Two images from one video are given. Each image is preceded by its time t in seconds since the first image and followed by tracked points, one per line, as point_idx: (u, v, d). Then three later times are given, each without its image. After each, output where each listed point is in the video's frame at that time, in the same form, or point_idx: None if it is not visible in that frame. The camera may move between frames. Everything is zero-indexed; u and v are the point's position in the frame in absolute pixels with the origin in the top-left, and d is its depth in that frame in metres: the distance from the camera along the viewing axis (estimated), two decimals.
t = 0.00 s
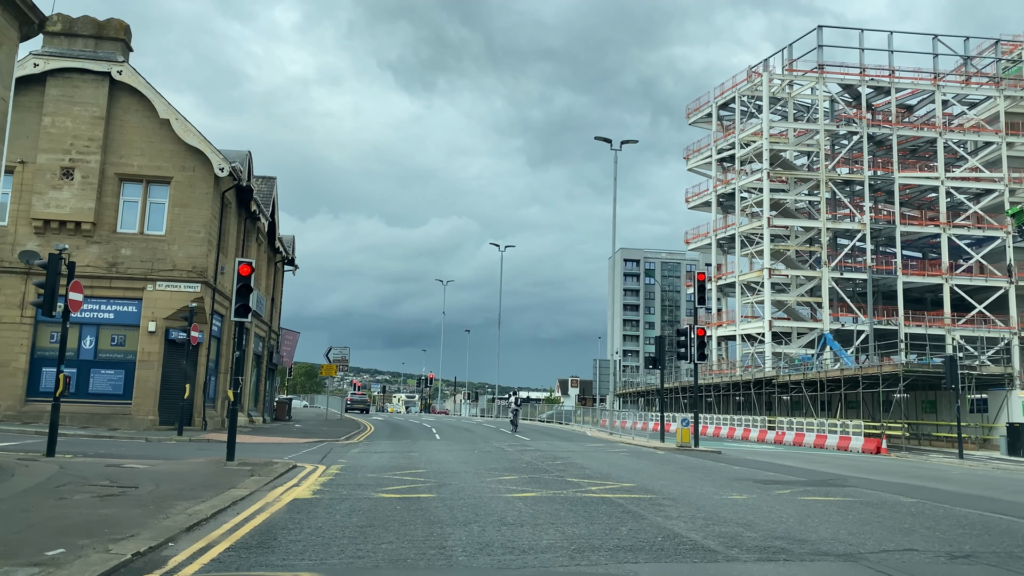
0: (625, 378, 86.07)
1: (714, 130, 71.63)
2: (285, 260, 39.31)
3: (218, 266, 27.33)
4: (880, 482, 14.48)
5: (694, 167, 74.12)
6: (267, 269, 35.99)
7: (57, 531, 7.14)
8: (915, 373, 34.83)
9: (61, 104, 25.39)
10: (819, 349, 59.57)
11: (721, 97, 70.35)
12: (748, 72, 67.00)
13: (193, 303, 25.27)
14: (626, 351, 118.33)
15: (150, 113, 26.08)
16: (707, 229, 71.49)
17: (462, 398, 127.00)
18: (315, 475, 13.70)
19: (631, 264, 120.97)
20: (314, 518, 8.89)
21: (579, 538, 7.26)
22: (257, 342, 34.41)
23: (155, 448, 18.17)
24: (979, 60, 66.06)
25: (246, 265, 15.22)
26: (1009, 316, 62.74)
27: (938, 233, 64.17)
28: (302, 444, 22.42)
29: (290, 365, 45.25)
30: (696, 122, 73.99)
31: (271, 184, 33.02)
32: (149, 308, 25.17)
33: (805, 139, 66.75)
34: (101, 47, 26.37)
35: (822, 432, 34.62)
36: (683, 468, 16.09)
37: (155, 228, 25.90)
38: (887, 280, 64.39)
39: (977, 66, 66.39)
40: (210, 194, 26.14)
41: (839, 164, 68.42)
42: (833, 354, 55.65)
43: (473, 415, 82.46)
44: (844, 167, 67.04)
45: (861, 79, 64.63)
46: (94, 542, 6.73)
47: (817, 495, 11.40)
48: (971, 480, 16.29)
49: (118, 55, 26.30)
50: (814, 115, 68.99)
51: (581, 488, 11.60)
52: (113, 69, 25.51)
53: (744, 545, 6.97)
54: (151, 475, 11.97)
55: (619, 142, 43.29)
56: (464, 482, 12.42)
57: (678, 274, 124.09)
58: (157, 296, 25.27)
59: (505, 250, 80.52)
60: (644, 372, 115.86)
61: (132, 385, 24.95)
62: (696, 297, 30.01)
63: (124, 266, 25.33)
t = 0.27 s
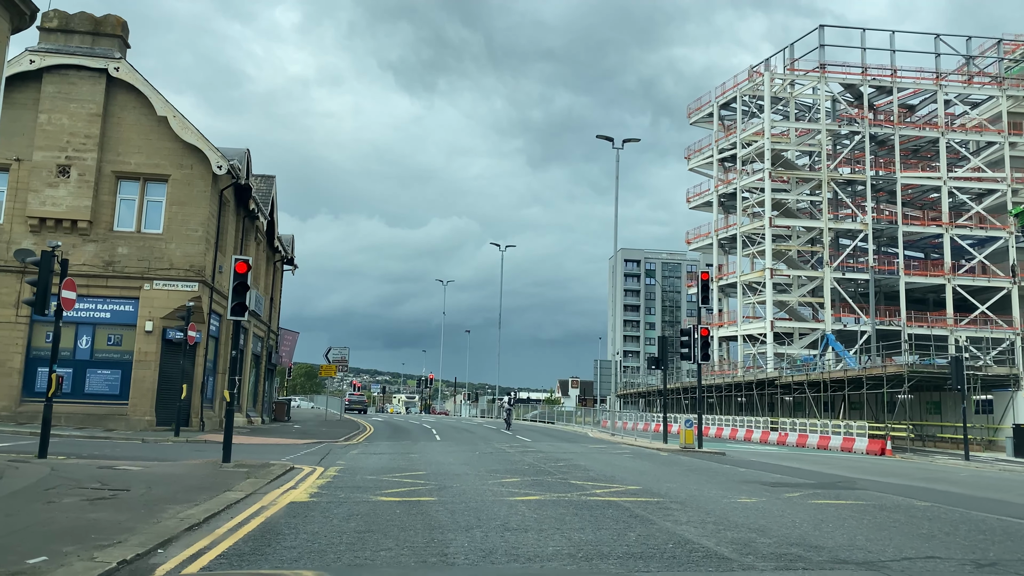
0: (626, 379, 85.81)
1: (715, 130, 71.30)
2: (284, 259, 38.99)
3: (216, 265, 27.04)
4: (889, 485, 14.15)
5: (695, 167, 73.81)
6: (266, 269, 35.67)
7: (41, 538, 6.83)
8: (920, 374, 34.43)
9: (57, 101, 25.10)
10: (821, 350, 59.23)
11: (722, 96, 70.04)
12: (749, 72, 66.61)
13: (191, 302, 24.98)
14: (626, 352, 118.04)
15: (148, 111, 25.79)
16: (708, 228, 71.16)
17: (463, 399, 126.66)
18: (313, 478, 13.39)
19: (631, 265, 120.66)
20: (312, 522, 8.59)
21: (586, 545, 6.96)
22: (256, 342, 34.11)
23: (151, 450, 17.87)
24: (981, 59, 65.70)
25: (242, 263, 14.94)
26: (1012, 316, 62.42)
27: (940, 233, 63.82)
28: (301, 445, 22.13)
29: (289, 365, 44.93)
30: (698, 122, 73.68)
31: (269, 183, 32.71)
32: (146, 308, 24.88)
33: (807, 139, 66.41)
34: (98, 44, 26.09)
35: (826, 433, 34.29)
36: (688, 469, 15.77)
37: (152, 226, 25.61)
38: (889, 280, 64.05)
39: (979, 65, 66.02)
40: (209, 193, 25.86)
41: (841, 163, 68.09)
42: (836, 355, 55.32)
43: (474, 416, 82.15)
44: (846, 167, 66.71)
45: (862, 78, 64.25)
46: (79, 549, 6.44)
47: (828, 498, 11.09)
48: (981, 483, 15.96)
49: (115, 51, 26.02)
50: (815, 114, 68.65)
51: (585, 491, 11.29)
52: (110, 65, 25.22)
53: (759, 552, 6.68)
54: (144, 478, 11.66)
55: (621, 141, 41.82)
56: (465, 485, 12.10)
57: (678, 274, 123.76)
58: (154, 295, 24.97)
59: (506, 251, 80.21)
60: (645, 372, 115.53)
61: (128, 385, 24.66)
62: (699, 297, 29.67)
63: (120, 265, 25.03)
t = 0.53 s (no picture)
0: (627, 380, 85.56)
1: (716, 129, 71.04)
2: (283, 258, 38.79)
3: (214, 265, 26.80)
4: (897, 487, 13.88)
5: (696, 166, 73.55)
6: (265, 268, 35.49)
7: (28, 543, 6.62)
8: (924, 375, 34.11)
9: (54, 98, 24.87)
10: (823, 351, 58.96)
11: (723, 95, 69.76)
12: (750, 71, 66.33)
13: (189, 301, 24.75)
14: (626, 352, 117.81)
15: (145, 108, 25.55)
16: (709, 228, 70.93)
17: (463, 399, 126.45)
18: (312, 479, 13.16)
19: (631, 265, 120.43)
20: (309, 527, 8.36)
21: (593, 550, 6.72)
22: (255, 341, 33.89)
23: (149, 451, 17.70)
24: (983, 59, 65.43)
25: (240, 260, 14.73)
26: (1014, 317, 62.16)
27: (942, 233, 63.53)
28: (300, 446, 21.94)
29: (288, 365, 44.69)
30: (699, 121, 73.43)
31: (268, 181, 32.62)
32: (144, 307, 24.65)
33: (808, 139, 66.11)
34: (95, 41, 25.88)
35: (829, 434, 34.05)
36: (692, 471, 15.51)
37: (150, 225, 25.37)
38: (891, 281, 63.80)
39: (981, 65, 65.68)
40: (207, 191, 25.63)
41: (843, 163, 67.81)
42: (837, 355, 55.06)
43: (474, 417, 81.97)
44: (848, 166, 66.47)
45: (864, 78, 63.92)
46: (67, 556, 6.23)
47: (837, 501, 10.86)
48: (990, 484, 15.72)
49: (113, 48, 25.83)
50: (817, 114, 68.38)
51: (589, 493, 11.07)
52: (108, 63, 25.03)
53: (770, 558, 6.45)
54: (139, 480, 11.43)
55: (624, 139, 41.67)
56: (467, 487, 11.86)
57: (678, 275, 123.57)
58: (152, 295, 24.74)
59: (505, 252, 80.02)
60: (645, 373, 115.32)
61: (126, 385, 24.44)
62: (701, 296, 29.43)
63: (117, 264, 24.78)
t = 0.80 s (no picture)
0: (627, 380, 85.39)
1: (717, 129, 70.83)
2: (282, 258, 38.62)
3: (213, 264, 26.64)
4: (902, 489, 13.69)
5: (697, 166, 73.36)
6: (263, 268, 35.33)
7: (19, 547, 6.44)
8: (926, 376, 33.88)
9: (52, 97, 24.70)
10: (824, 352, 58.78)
11: (724, 95, 69.58)
12: (751, 71, 66.11)
13: (187, 301, 24.59)
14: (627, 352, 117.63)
15: (144, 107, 25.39)
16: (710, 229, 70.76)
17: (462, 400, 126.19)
18: (309, 480, 12.98)
19: (631, 265, 120.25)
20: (307, 530, 8.17)
21: (599, 555, 6.54)
22: (254, 342, 33.74)
23: (147, 452, 17.53)
24: (984, 59, 65.24)
25: (237, 259, 14.56)
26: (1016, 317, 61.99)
27: (944, 233, 63.33)
28: (299, 447, 21.78)
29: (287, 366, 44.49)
30: (699, 121, 73.25)
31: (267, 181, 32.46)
32: (142, 307, 24.48)
33: (809, 139, 65.88)
34: (93, 39, 25.70)
35: (830, 435, 33.84)
36: (694, 473, 15.32)
37: (148, 224, 25.20)
38: (892, 281, 63.62)
39: (982, 65, 65.47)
40: (205, 190, 25.46)
41: (844, 163, 67.62)
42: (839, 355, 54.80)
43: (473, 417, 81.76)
44: (849, 166, 66.30)
45: (865, 78, 63.69)
46: (56, 560, 6.08)
47: (843, 504, 10.67)
48: (996, 486, 15.52)
49: (111, 46, 25.66)
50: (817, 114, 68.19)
51: (591, 495, 10.89)
52: (106, 61, 24.86)
53: (779, 564, 6.30)
54: (134, 481, 11.25)
55: (625, 139, 42.74)
56: (467, 488, 11.69)
57: (678, 275, 123.39)
58: (150, 295, 24.57)
59: (506, 252, 79.92)
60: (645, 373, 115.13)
61: (123, 386, 24.26)
62: (703, 296, 29.23)
63: (115, 263, 24.61)
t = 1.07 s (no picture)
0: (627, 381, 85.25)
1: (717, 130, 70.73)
2: (282, 258, 38.55)
3: (212, 264, 26.56)
4: (905, 490, 13.57)
5: (697, 167, 73.28)
6: (263, 268, 35.28)
7: (13, 550, 6.35)
8: (927, 376, 33.72)
9: (51, 96, 24.62)
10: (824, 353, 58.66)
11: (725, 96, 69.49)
12: (751, 71, 65.97)
13: (186, 301, 24.50)
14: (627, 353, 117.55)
15: (143, 106, 25.30)
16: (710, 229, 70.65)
17: (462, 401, 126.03)
18: (309, 482, 12.87)
19: (632, 266, 120.12)
20: (305, 532, 8.07)
21: (601, 558, 6.44)
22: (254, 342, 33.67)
23: (145, 453, 17.42)
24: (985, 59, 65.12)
25: (235, 259, 14.47)
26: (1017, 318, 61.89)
27: (944, 234, 63.19)
28: (298, 448, 21.69)
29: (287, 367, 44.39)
30: (699, 121, 73.16)
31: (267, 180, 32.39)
32: (141, 307, 24.38)
33: (809, 139, 65.75)
34: (92, 38, 25.60)
35: (831, 436, 33.72)
36: (696, 475, 15.19)
37: (147, 224, 25.10)
38: (892, 282, 63.51)
39: (983, 65, 65.34)
40: (205, 189, 25.37)
41: (844, 163, 67.52)
42: (839, 356, 54.60)
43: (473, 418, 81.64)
44: (849, 166, 66.23)
45: (866, 78, 63.55)
46: (51, 563, 5.99)
47: (847, 505, 10.56)
48: (1000, 487, 15.41)
49: (110, 45, 25.57)
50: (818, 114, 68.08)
51: (592, 496, 10.79)
52: (105, 60, 24.78)
53: (785, 566, 6.20)
54: (131, 483, 11.16)
55: (625, 139, 43.56)
56: (468, 490, 11.59)
57: (678, 275, 123.27)
58: (149, 295, 24.48)
59: (506, 252, 79.67)
60: (645, 374, 115.04)
61: (122, 386, 24.17)
62: (704, 297, 29.11)
63: (113, 263, 24.51)
